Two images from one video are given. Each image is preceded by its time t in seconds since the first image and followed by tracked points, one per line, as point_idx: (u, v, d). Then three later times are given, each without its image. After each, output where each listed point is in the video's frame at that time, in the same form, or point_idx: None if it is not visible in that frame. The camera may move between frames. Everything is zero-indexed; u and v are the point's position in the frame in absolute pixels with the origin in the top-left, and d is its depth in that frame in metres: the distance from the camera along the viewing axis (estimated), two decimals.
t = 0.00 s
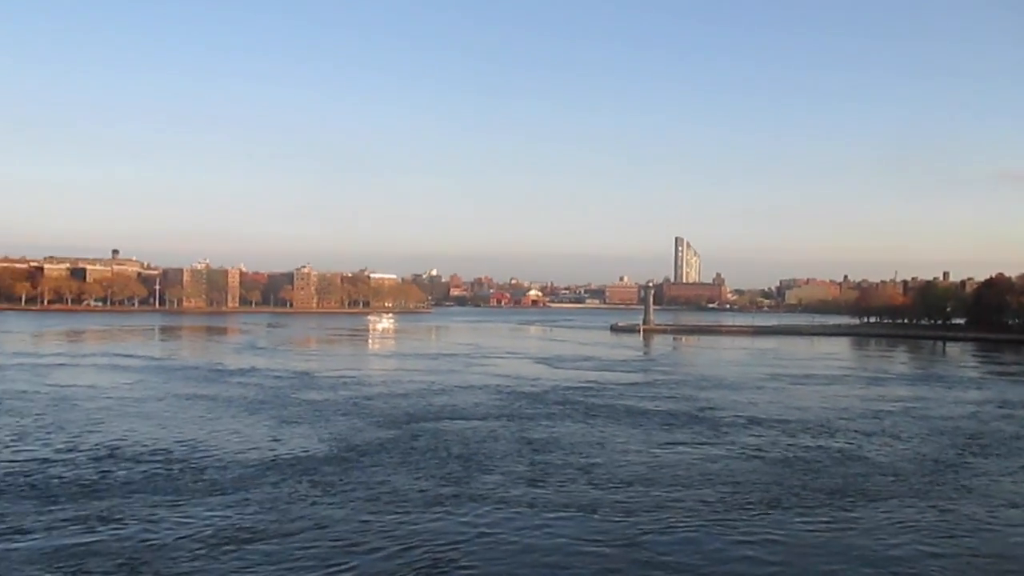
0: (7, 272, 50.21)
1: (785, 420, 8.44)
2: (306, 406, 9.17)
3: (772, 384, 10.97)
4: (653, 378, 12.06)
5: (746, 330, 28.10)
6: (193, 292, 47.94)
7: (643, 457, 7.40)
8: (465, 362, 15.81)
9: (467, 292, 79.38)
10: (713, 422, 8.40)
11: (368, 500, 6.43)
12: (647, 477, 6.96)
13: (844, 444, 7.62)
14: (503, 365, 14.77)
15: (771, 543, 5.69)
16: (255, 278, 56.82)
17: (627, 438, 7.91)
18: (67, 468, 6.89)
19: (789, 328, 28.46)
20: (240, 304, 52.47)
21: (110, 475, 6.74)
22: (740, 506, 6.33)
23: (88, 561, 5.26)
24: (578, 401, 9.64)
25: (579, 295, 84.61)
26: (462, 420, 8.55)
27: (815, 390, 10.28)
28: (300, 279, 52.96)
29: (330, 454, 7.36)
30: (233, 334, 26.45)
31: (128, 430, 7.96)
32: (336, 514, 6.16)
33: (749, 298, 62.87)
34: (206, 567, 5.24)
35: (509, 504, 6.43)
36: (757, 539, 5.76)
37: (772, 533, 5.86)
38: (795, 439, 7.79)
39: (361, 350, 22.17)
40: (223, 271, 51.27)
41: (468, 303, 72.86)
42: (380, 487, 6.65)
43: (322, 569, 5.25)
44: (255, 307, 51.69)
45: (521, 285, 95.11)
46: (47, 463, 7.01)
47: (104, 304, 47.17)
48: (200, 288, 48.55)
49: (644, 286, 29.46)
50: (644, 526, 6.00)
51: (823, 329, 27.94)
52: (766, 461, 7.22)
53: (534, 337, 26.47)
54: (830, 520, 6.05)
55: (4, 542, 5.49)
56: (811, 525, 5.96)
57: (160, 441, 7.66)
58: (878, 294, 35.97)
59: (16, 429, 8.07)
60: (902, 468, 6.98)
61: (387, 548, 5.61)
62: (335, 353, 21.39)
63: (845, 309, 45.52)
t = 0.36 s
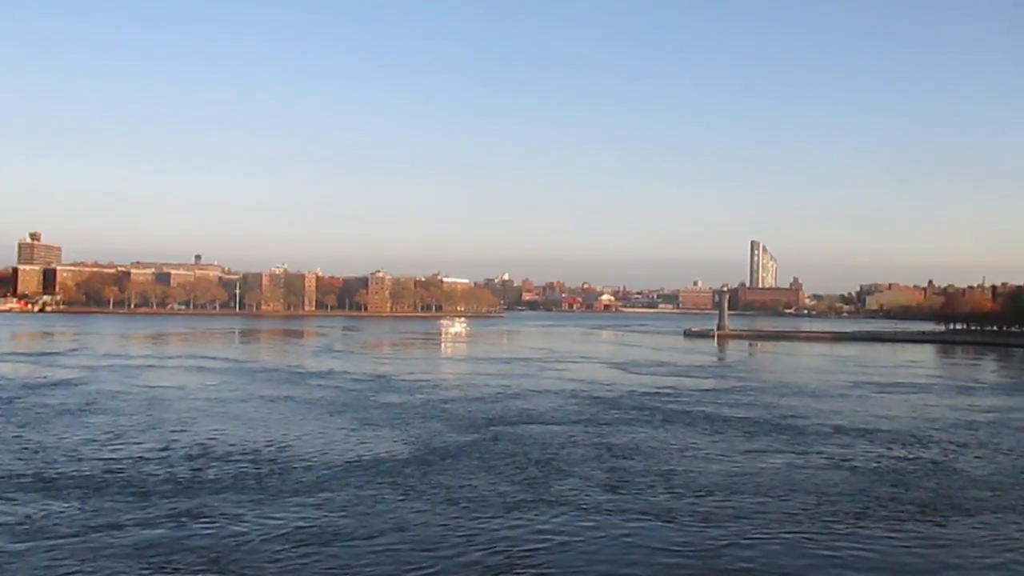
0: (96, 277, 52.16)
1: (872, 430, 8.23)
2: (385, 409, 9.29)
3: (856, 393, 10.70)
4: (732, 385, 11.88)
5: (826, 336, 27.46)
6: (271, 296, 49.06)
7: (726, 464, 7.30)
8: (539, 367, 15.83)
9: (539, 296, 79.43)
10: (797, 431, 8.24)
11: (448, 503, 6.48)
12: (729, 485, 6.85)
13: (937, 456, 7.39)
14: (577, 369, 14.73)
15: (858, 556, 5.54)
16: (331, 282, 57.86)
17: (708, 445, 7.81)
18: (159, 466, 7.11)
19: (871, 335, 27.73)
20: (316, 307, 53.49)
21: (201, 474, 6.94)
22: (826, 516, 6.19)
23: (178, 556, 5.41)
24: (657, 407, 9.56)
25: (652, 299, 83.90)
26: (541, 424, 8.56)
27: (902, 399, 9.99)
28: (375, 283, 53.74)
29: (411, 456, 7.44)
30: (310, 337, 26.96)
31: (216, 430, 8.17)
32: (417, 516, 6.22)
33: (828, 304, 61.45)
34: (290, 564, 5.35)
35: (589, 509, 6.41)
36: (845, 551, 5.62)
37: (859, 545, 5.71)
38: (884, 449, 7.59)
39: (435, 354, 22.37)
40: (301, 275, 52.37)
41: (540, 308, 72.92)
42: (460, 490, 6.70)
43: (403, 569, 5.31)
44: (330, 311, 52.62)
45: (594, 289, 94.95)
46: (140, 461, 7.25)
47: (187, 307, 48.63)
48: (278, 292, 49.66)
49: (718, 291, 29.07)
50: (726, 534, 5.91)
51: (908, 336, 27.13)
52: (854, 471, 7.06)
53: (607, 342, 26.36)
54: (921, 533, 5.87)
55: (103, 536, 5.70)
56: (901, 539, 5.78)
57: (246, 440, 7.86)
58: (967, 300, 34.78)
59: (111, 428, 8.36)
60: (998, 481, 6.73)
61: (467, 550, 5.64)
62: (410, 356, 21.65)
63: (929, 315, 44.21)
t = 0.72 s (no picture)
0: (179, 279, 53.82)
1: (964, 437, 7.97)
2: (463, 409, 9.35)
3: (944, 397, 10.38)
4: (812, 388, 11.64)
5: (909, 339, 26.72)
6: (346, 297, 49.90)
7: (811, 470, 7.15)
8: (613, 368, 15.77)
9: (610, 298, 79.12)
10: (885, 437, 8.03)
11: (528, 504, 6.49)
12: (814, 491, 6.71)
13: None
14: (652, 371, 14.61)
15: (951, 566, 5.37)
16: (403, 282, 58.57)
17: (792, 450, 7.67)
18: (246, 464, 7.28)
19: (957, 338, 26.88)
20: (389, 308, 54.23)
21: (287, 472, 7.08)
22: (917, 525, 6.02)
23: (264, 551, 5.53)
24: (737, 410, 9.42)
25: (725, 301, 82.79)
26: (620, 426, 8.51)
27: (993, 405, 9.65)
28: (447, 284, 54.21)
29: (491, 457, 7.48)
30: (384, 338, 27.32)
31: (300, 429, 8.34)
32: (497, 516, 6.25)
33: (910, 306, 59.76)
34: (373, 561, 5.42)
35: (670, 512, 6.35)
36: (937, 561, 5.45)
37: (952, 556, 5.53)
38: (977, 458, 7.34)
39: (507, 355, 22.47)
40: (375, 276, 53.13)
41: (612, 309, 72.62)
42: (540, 491, 6.71)
43: (484, 568, 5.34)
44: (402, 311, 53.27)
45: (666, 291, 94.15)
46: (228, 458, 7.44)
47: (265, 307, 49.81)
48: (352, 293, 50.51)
49: (794, 293, 28.50)
50: (812, 542, 5.77)
51: (997, 339, 26.21)
52: (946, 479, 6.84)
53: (681, 343, 26.11)
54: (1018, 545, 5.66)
55: (193, 531, 5.86)
56: (997, 551, 5.58)
57: (329, 439, 8.00)
58: None
59: (199, 425, 8.60)
60: None
61: (548, 551, 5.64)
62: (483, 356, 21.78)
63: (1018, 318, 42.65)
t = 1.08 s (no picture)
0: (255, 279, 55.08)
1: None
2: (539, 409, 9.38)
3: None
4: (895, 390, 11.36)
5: (994, 339, 25.84)
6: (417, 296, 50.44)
7: (897, 474, 6.99)
8: (688, 368, 15.63)
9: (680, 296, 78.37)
10: (974, 441, 7.80)
11: (607, 504, 6.48)
12: (900, 496, 6.55)
13: None
14: (727, 371, 14.40)
15: None
16: (472, 282, 58.93)
17: (876, 453, 7.50)
18: (328, 461, 7.43)
19: None
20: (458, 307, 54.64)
21: (368, 469, 7.21)
22: (1009, 533, 5.83)
23: (347, 547, 5.65)
24: (818, 412, 9.25)
25: (799, 300, 81.24)
26: (698, 427, 8.44)
27: None
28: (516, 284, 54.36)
29: (568, 457, 7.50)
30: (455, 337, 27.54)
31: (380, 426, 8.47)
32: (576, 516, 6.26)
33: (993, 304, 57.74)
34: (453, 559, 5.49)
35: (751, 514, 6.28)
36: None
37: None
38: None
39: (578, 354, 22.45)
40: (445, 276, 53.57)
41: (682, 308, 71.93)
42: (618, 492, 6.70)
43: (563, 568, 5.35)
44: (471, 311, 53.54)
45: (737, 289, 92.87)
46: (310, 455, 7.60)
47: (337, 307, 50.64)
48: (423, 293, 51.02)
49: (873, 292, 27.73)
50: (898, 548, 5.64)
51: None
52: None
53: (756, 343, 25.72)
54: None
55: (277, 526, 6.01)
56: None
57: (408, 438, 8.11)
58: None
59: (282, 422, 8.81)
60: None
61: (627, 552, 5.63)
62: (555, 356, 21.81)
63: None
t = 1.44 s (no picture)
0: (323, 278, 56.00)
1: None
2: (610, 407, 9.33)
3: None
4: (978, 388, 11.00)
5: None
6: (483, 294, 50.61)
7: (983, 475, 6.77)
8: (760, 365, 15.37)
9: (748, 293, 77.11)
10: None
11: (681, 503, 6.42)
12: (987, 498, 6.35)
13: None
14: (801, 369, 14.11)
15: None
16: (537, 280, 58.93)
17: (961, 454, 7.28)
18: (402, 458, 7.51)
19: None
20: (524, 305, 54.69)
21: (441, 467, 7.26)
22: None
23: (420, 542, 5.71)
24: (898, 411, 9.02)
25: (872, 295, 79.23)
26: (774, 426, 8.30)
27: None
28: (582, 281, 54.16)
29: (641, 455, 7.45)
30: (522, 334, 27.56)
31: (452, 424, 8.52)
32: (649, 515, 6.21)
33: None
34: (525, 556, 5.50)
35: (829, 515, 6.16)
36: None
37: None
38: None
39: (645, 351, 22.29)
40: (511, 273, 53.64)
41: (750, 305, 70.81)
42: (693, 491, 6.63)
43: (636, 566, 5.33)
44: (536, 309, 53.54)
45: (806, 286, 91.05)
46: (384, 452, 7.70)
47: (404, 305, 51.13)
48: (488, 290, 51.18)
49: (952, 287, 26.89)
50: (985, 552, 5.47)
51: None
52: None
53: (829, 340, 25.16)
54: None
55: (352, 521, 6.09)
56: None
57: (479, 435, 8.15)
58: None
59: (357, 419, 8.93)
60: None
61: (701, 551, 5.57)
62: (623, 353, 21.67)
63: None
